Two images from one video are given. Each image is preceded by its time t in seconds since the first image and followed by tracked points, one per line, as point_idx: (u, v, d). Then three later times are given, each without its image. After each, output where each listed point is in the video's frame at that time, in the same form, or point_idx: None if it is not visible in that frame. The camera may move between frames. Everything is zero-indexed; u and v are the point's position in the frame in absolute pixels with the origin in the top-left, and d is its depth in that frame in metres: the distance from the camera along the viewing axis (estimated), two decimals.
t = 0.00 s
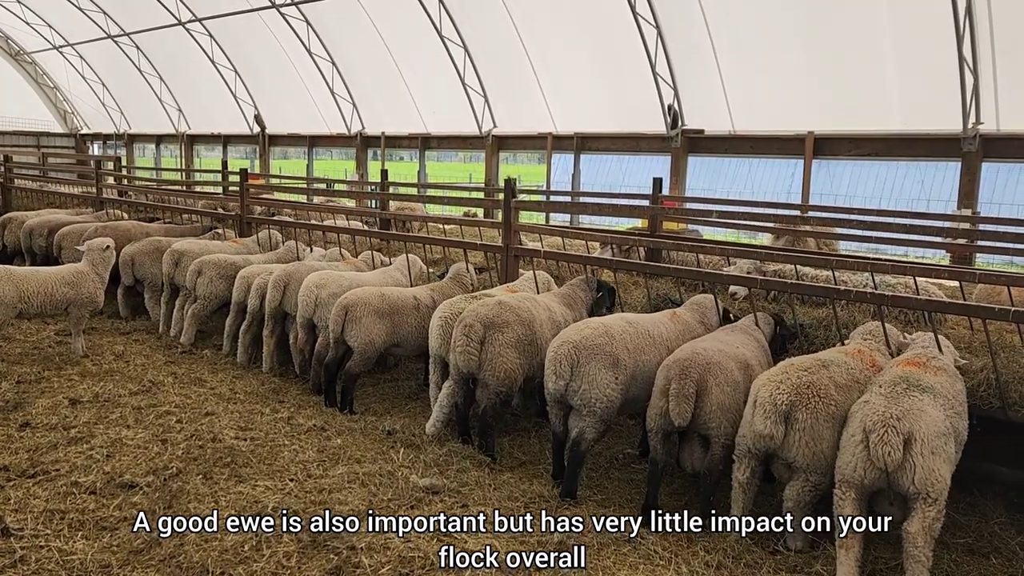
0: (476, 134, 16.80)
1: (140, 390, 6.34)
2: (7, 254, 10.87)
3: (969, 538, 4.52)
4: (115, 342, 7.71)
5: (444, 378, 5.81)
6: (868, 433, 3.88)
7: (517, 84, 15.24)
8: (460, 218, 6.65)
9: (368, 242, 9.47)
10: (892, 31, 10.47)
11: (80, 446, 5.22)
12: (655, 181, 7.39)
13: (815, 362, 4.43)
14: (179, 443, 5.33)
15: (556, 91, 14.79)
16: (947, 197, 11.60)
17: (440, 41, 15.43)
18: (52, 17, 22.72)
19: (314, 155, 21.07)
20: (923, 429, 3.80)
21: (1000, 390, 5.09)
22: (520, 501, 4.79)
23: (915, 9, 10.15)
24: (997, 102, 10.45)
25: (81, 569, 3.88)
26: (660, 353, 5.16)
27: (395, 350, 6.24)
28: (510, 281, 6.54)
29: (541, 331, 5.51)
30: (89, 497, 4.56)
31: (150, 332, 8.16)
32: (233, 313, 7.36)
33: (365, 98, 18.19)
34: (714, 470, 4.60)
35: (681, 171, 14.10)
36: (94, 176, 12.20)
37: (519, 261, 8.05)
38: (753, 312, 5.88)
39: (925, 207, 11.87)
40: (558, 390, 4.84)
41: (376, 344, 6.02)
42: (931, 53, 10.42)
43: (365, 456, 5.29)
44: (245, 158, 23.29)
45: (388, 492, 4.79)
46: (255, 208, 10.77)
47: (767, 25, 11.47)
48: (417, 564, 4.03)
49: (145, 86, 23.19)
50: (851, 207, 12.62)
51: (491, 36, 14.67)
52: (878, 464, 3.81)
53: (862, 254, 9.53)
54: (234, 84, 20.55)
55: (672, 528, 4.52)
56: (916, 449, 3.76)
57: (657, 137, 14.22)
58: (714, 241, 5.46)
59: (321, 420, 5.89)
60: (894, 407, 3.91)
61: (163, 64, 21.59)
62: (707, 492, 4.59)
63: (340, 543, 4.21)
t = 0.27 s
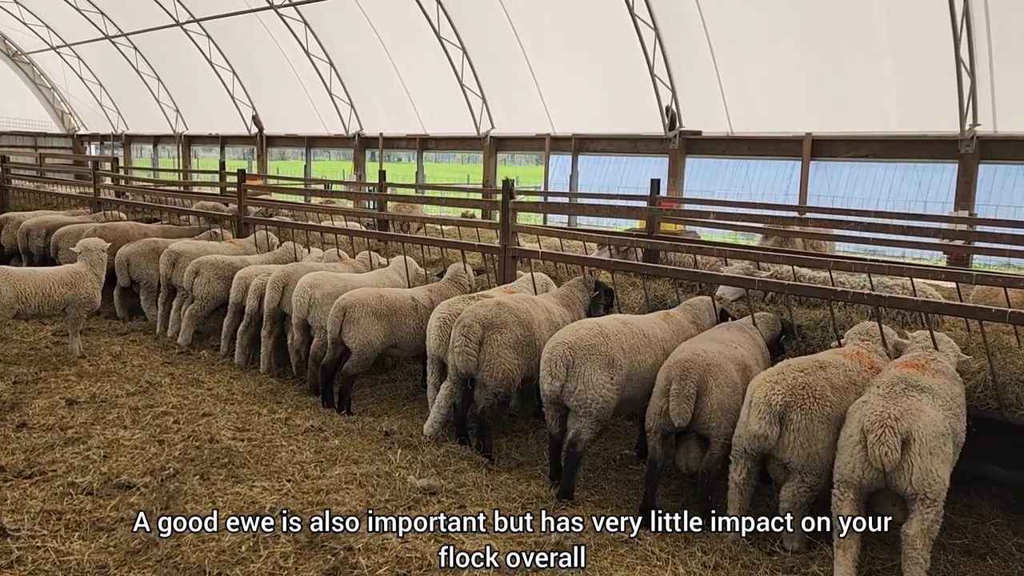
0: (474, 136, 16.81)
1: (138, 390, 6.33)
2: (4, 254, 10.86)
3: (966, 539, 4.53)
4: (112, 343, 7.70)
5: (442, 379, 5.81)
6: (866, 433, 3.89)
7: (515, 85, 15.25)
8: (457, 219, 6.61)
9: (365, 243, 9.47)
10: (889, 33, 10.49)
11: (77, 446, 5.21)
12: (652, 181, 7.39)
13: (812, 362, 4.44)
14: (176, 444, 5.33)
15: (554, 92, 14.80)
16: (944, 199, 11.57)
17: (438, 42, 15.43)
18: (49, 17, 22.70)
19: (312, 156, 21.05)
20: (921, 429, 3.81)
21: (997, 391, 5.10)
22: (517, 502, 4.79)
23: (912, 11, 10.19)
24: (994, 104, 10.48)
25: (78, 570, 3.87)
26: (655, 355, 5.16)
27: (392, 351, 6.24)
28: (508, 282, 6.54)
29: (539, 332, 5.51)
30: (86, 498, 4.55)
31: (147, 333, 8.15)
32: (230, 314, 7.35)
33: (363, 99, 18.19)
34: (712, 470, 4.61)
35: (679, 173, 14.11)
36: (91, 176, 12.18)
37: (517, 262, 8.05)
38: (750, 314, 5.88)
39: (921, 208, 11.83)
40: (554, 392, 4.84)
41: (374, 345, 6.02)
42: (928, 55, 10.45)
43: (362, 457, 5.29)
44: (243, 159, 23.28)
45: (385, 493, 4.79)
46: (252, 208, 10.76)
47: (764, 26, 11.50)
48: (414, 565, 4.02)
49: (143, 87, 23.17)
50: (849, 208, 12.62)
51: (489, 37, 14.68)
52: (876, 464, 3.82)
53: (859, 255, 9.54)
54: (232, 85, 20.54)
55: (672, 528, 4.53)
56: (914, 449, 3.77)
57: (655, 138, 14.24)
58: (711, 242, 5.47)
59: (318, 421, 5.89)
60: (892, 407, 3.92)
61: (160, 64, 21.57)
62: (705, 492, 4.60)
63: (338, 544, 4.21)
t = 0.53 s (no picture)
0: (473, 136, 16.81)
1: (135, 391, 6.33)
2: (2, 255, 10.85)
3: (964, 539, 4.54)
4: (110, 343, 7.69)
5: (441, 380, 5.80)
6: (865, 434, 3.89)
7: (514, 87, 15.26)
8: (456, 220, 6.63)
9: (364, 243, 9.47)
10: (888, 34, 10.51)
11: (75, 447, 5.20)
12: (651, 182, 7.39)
13: (811, 364, 4.44)
14: (174, 444, 5.32)
15: (553, 93, 14.81)
16: (942, 201, 11.56)
17: (436, 43, 15.44)
18: (47, 17, 22.68)
19: (310, 157, 21.04)
20: (920, 430, 3.82)
21: (995, 393, 5.10)
22: (515, 503, 4.80)
23: (910, 13, 10.21)
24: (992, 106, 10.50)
25: (75, 571, 3.86)
26: (652, 356, 5.16)
27: (392, 352, 6.23)
28: (506, 282, 6.54)
29: (539, 333, 5.51)
30: (84, 498, 4.55)
31: (145, 333, 8.14)
32: (229, 314, 7.34)
33: (361, 99, 18.19)
34: (711, 470, 4.61)
35: (677, 174, 14.13)
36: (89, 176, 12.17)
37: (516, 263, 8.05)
38: (746, 315, 5.88)
39: (918, 209, 11.82)
40: (551, 393, 4.84)
41: (373, 346, 6.02)
42: (926, 56, 10.46)
43: (361, 458, 5.29)
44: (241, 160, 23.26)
45: (383, 493, 4.79)
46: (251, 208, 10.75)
47: (763, 28, 11.52)
48: (412, 565, 4.02)
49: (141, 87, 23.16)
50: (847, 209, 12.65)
51: (487, 39, 14.69)
52: (875, 465, 3.82)
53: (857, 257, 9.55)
54: (230, 85, 20.53)
55: (672, 528, 4.54)
56: (912, 451, 3.77)
57: (653, 139, 14.26)
58: (709, 243, 5.47)
59: (316, 421, 5.88)
60: (890, 408, 3.93)
61: (159, 64, 21.56)
62: (704, 493, 4.61)
63: (336, 544, 4.20)
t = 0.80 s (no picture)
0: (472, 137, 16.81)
1: (134, 392, 6.32)
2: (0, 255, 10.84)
3: (963, 541, 4.55)
4: (108, 344, 7.68)
5: (439, 381, 5.80)
6: (864, 435, 3.89)
7: (512, 88, 15.27)
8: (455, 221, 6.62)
9: (362, 244, 9.46)
10: (886, 36, 10.53)
11: (73, 448, 5.20)
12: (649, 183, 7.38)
13: (809, 365, 4.44)
14: (172, 445, 5.32)
15: (551, 94, 14.81)
16: (941, 201, 11.60)
17: (435, 44, 15.44)
18: (46, 18, 22.68)
19: (309, 158, 21.04)
20: (920, 431, 3.82)
21: (993, 394, 5.10)
22: (513, 504, 4.80)
23: (908, 15, 10.22)
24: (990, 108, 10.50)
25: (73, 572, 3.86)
26: (648, 356, 5.15)
27: (390, 353, 6.23)
28: (505, 283, 6.53)
29: (538, 335, 5.51)
30: (82, 499, 4.54)
31: (144, 334, 8.13)
32: (227, 315, 7.34)
33: (360, 101, 18.19)
34: (710, 471, 4.62)
35: (676, 175, 14.14)
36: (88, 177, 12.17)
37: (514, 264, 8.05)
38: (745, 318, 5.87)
39: (917, 211, 11.83)
40: (546, 396, 4.85)
41: (373, 347, 6.02)
42: (925, 58, 10.47)
43: (359, 459, 5.29)
44: (240, 161, 23.26)
45: (382, 495, 4.79)
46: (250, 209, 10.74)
47: (761, 29, 11.52)
48: (410, 567, 4.03)
49: (140, 88, 23.15)
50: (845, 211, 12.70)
51: (486, 40, 14.69)
52: (874, 467, 3.82)
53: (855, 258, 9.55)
54: (229, 86, 20.52)
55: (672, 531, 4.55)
56: (912, 453, 3.77)
57: (652, 141, 14.27)
58: (708, 245, 5.47)
59: (315, 422, 5.88)
60: (890, 409, 3.93)
61: (157, 65, 21.56)
62: (702, 494, 4.61)
63: (334, 545, 4.20)
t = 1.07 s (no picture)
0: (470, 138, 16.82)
1: (132, 393, 6.32)
2: None
3: (960, 542, 4.55)
4: (106, 345, 7.68)
5: (438, 383, 5.80)
6: (864, 437, 3.90)
7: (510, 90, 15.28)
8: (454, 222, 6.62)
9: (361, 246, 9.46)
10: (884, 38, 10.55)
11: (70, 449, 5.20)
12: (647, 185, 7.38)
13: (806, 367, 4.45)
14: (170, 447, 5.32)
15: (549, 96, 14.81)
16: (938, 203, 11.57)
17: (433, 45, 15.45)
18: (44, 18, 22.66)
19: (307, 159, 21.03)
20: (919, 433, 3.83)
21: (990, 396, 5.11)
22: (511, 505, 4.80)
23: (906, 16, 10.23)
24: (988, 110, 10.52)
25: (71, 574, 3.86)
26: (643, 357, 5.13)
27: (389, 354, 6.23)
28: (503, 285, 6.52)
29: (536, 336, 5.51)
30: (80, 501, 4.54)
31: (142, 335, 8.12)
32: (225, 316, 7.34)
33: (359, 102, 18.19)
34: (708, 473, 4.62)
35: (674, 177, 14.16)
36: (86, 178, 12.15)
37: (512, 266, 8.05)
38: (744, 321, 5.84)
39: (914, 212, 11.85)
40: (542, 399, 4.86)
41: (372, 348, 6.02)
42: (923, 60, 10.49)
43: (357, 460, 5.29)
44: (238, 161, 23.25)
45: (380, 496, 4.79)
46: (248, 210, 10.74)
47: (759, 30, 11.53)
48: (408, 568, 4.03)
49: (138, 89, 23.14)
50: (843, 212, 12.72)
51: (485, 41, 14.70)
52: (874, 468, 3.83)
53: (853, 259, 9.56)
54: (227, 87, 20.51)
55: (670, 534, 4.55)
56: (912, 454, 3.78)
57: (650, 142, 14.28)
58: (707, 246, 5.47)
59: (313, 424, 5.88)
60: (890, 411, 3.94)
61: (156, 66, 21.54)
62: (700, 496, 4.61)
63: (332, 546, 4.20)
